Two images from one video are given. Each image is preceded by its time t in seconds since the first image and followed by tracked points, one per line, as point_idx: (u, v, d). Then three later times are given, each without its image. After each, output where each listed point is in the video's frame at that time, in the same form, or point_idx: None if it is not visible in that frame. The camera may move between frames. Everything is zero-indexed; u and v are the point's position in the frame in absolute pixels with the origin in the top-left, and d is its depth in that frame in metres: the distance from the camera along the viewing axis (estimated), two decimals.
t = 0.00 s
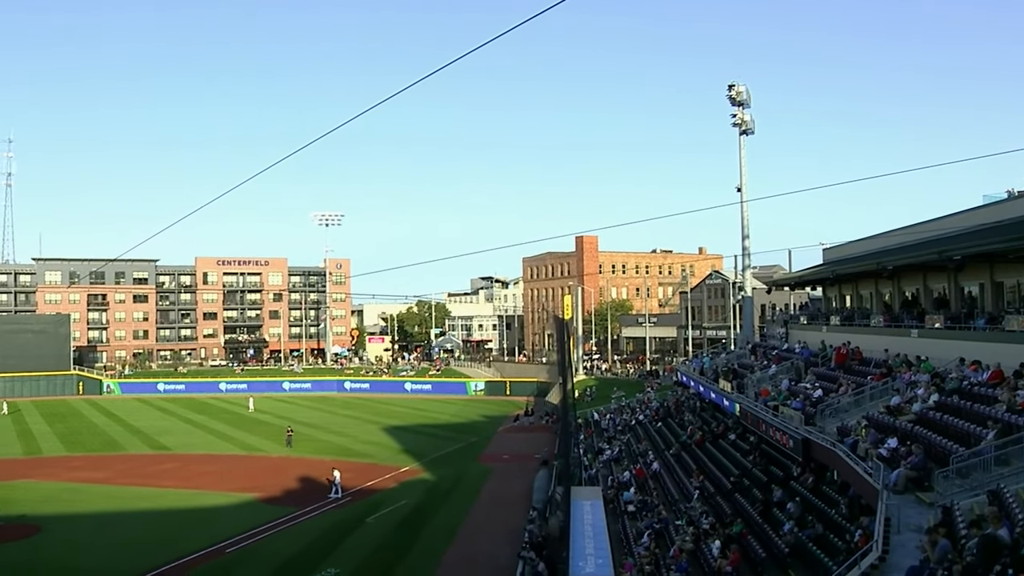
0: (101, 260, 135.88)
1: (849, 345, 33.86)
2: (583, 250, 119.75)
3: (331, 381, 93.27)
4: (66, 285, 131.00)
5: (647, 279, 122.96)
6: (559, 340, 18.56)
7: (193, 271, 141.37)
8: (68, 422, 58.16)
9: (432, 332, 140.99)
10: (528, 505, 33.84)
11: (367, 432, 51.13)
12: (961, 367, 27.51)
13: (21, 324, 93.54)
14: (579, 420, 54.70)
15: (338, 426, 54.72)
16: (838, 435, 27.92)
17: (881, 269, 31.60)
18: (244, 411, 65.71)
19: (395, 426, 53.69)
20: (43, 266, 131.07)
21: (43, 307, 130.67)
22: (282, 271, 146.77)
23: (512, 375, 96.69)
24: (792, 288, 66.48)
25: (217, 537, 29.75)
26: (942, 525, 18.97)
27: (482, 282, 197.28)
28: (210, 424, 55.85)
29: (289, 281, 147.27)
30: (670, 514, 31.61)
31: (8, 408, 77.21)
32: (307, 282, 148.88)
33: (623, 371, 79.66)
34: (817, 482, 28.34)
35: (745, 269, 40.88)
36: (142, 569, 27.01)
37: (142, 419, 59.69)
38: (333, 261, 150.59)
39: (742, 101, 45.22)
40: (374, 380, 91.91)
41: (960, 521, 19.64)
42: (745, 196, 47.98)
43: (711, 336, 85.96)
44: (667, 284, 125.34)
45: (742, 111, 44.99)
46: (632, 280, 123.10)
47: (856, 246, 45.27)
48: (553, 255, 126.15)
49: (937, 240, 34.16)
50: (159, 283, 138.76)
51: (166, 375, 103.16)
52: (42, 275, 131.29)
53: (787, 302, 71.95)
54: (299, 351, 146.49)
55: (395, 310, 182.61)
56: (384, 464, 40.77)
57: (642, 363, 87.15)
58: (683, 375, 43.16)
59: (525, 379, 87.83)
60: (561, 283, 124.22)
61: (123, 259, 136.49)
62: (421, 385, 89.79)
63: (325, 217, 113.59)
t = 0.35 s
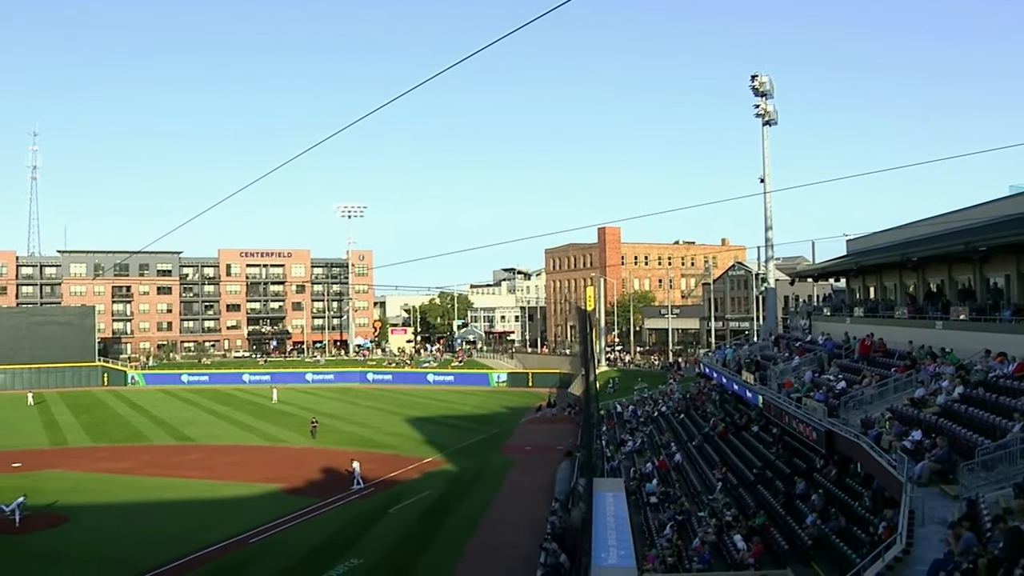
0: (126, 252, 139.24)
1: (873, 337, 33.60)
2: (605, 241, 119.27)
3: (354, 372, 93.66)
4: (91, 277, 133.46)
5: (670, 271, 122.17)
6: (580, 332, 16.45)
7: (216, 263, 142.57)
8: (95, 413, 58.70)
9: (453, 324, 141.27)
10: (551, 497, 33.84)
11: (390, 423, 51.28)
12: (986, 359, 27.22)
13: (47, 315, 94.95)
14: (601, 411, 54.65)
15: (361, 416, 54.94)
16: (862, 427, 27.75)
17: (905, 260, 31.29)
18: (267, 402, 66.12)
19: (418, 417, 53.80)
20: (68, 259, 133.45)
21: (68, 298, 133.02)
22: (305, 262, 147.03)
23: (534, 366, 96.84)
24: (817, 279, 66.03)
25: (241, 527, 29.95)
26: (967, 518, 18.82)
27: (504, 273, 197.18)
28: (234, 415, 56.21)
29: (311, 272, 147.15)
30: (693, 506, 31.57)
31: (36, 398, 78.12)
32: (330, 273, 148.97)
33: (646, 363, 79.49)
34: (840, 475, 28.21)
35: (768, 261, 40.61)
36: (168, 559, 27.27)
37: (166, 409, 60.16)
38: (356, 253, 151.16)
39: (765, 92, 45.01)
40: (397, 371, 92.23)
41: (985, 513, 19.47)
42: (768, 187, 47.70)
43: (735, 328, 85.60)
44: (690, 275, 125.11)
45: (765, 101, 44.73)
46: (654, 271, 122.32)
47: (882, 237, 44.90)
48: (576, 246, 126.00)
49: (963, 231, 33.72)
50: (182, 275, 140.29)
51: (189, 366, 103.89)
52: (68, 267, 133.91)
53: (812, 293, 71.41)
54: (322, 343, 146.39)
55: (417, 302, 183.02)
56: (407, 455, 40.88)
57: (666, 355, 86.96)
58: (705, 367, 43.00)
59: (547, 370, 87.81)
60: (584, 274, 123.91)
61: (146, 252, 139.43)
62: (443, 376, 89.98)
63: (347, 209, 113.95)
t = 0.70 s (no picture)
0: (151, 246, 138.42)
1: (898, 331, 33.34)
2: (629, 234, 119.21)
3: (377, 365, 93.98)
4: (117, 271, 134.19)
5: (693, 265, 122.98)
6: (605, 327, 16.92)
7: (240, 258, 142.78)
8: (120, 406, 59.14)
9: (476, 317, 141.54)
10: (574, 489, 33.79)
11: (414, 417, 51.31)
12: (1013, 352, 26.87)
13: (74, 309, 95.46)
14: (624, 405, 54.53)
15: (384, 410, 55.01)
16: (887, 422, 27.52)
17: (931, 254, 30.96)
18: (291, 395, 66.38)
19: (442, 411, 53.90)
20: (94, 253, 133.97)
21: (94, 292, 133.83)
22: (329, 256, 147.46)
23: (558, 360, 96.89)
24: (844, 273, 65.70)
25: (266, 520, 30.05)
26: (994, 514, 18.61)
27: (527, 267, 197.09)
28: (258, 408, 56.44)
29: (336, 266, 147.36)
30: (717, 500, 31.45)
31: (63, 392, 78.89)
32: (354, 267, 148.07)
33: (671, 356, 79.31)
34: (865, 469, 28.03)
35: (792, 254, 40.37)
36: (193, 552, 27.39)
37: (191, 403, 60.51)
38: (380, 247, 149.82)
39: (789, 84, 44.68)
40: (421, 364, 92.54)
41: (1013, 508, 19.26)
42: (792, 180, 47.36)
43: (758, 321, 85.23)
44: (714, 269, 125.06)
45: (789, 94, 44.44)
46: (678, 266, 122.93)
47: (907, 230, 44.56)
48: (599, 240, 125.66)
49: (990, 224, 33.33)
50: (206, 269, 140.00)
51: (214, 360, 104.50)
52: (93, 261, 133.95)
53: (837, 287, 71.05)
54: (346, 336, 147.07)
55: (440, 296, 183.54)
56: (430, 449, 40.91)
57: (689, 349, 86.79)
58: (729, 360, 42.82)
59: (571, 363, 87.82)
60: (607, 268, 123.70)
61: (171, 245, 138.79)
62: (467, 370, 90.19)
63: (371, 203, 114.20)
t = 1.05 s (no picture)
0: (175, 240, 139.31)
1: (923, 324, 33.05)
2: (653, 228, 118.70)
3: (401, 359, 94.18)
4: (142, 265, 134.93)
5: (717, 258, 122.15)
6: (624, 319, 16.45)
7: (264, 251, 143.68)
8: (145, 399, 59.58)
9: (499, 311, 141.48)
10: (597, 483, 33.75)
11: (437, 410, 51.36)
12: None
13: (98, 303, 96.67)
14: (648, 399, 54.39)
15: (408, 403, 55.09)
16: (912, 416, 27.27)
17: (957, 247, 30.60)
18: (315, 388, 66.65)
19: (465, 404, 53.92)
20: (119, 247, 135.18)
21: (120, 286, 135.46)
22: (352, 250, 147.19)
23: (582, 354, 96.71)
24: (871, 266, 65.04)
25: (291, 513, 30.21)
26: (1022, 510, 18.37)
27: (551, 261, 196.57)
28: (283, 401, 56.68)
29: (359, 259, 147.22)
30: (740, 494, 31.35)
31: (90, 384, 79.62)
32: (377, 261, 148.85)
33: (695, 351, 78.95)
34: (890, 464, 27.85)
35: (816, 247, 40.11)
36: (218, 545, 27.54)
37: (216, 396, 60.84)
38: (403, 240, 151.23)
39: (814, 77, 44.59)
40: (444, 358, 92.69)
41: None
42: (816, 173, 47.14)
43: (782, 315, 84.44)
44: (737, 263, 124.59)
45: (814, 86, 44.35)
46: (702, 259, 122.31)
47: (933, 223, 44.15)
48: (623, 233, 125.23)
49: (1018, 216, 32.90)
50: (231, 263, 141.20)
51: (237, 354, 105.02)
52: (118, 255, 135.30)
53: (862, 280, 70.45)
54: (370, 329, 146.67)
55: (464, 290, 183.70)
56: (453, 442, 40.92)
57: (712, 342, 86.39)
58: (752, 354, 42.60)
59: (594, 357, 87.64)
60: (631, 261, 123.35)
61: (196, 239, 139.81)
62: (490, 363, 90.24)
63: (394, 197, 114.28)
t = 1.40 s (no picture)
0: (200, 233, 140.63)
1: (949, 317, 32.69)
2: (676, 220, 118.81)
3: (424, 351, 94.52)
4: (166, 258, 137.03)
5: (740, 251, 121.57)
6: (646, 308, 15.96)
7: (288, 243, 143.88)
8: (170, 391, 60.04)
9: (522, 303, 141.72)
10: (621, 476, 33.70)
11: (460, 402, 51.46)
12: None
13: (123, 296, 96.77)
14: (671, 392, 54.29)
15: (431, 395, 55.25)
16: (938, 410, 27.01)
17: (985, 239, 30.17)
18: (338, 380, 67.00)
19: (488, 396, 53.98)
20: (143, 240, 136.96)
21: (145, 278, 136.83)
22: (375, 242, 147.47)
23: (605, 346, 96.74)
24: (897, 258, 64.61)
25: (315, 504, 30.36)
26: None
27: (574, 253, 196.58)
28: (307, 393, 56.98)
29: (382, 252, 147.73)
30: (764, 487, 31.23)
31: (116, 376, 80.43)
32: (400, 253, 149.21)
33: (720, 343, 78.78)
34: (915, 457, 27.67)
35: (841, 240, 39.82)
36: (243, 537, 27.74)
37: (240, 388, 61.23)
38: (426, 232, 149.34)
39: (839, 68, 44.49)
40: (467, 350, 92.95)
41: None
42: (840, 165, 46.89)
43: (807, 308, 83.91)
44: (761, 255, 123.79)
45: (839, 78, 44.21)
46: (725, 251, 122.22)
47: (960, 215, 43.66)
48: (646, 225, 125.15)
49: None
50: (255, 256, 141.68)
51: (261, 346, 105.70)
52: (143, 248, 137.20)
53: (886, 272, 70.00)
54: (393, 321, 148.51)
55: (487, 282, 184.20)
56: (477, 434, 40.99)
57: (736, 335, 86.17)
58: (776, 347, 42.41)
59: (618, 349, 87.64)
60: (654, 254, 123.32)
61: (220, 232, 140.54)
62: (513, 355, 90.39)
63: (417, 189, 114.51)
